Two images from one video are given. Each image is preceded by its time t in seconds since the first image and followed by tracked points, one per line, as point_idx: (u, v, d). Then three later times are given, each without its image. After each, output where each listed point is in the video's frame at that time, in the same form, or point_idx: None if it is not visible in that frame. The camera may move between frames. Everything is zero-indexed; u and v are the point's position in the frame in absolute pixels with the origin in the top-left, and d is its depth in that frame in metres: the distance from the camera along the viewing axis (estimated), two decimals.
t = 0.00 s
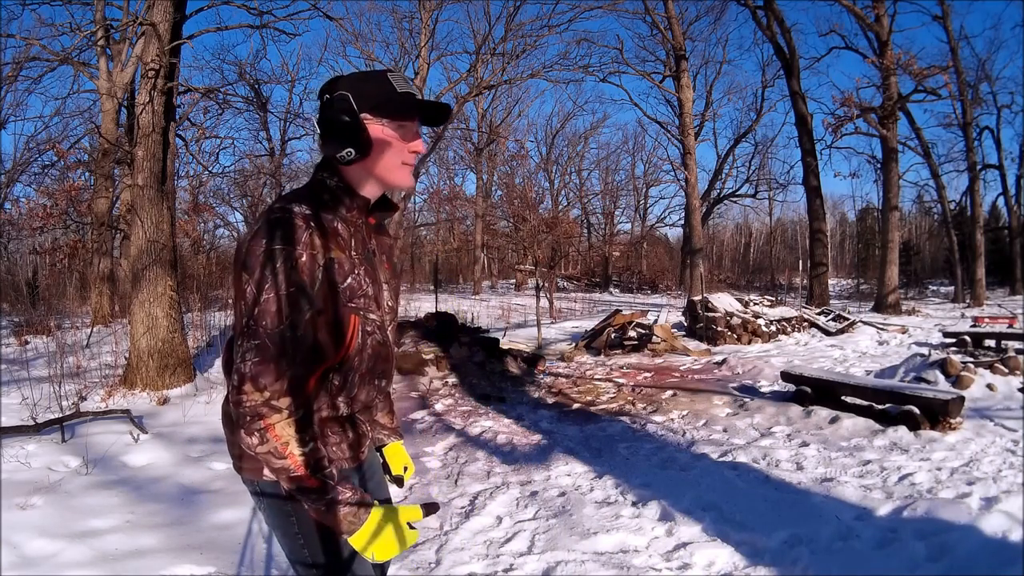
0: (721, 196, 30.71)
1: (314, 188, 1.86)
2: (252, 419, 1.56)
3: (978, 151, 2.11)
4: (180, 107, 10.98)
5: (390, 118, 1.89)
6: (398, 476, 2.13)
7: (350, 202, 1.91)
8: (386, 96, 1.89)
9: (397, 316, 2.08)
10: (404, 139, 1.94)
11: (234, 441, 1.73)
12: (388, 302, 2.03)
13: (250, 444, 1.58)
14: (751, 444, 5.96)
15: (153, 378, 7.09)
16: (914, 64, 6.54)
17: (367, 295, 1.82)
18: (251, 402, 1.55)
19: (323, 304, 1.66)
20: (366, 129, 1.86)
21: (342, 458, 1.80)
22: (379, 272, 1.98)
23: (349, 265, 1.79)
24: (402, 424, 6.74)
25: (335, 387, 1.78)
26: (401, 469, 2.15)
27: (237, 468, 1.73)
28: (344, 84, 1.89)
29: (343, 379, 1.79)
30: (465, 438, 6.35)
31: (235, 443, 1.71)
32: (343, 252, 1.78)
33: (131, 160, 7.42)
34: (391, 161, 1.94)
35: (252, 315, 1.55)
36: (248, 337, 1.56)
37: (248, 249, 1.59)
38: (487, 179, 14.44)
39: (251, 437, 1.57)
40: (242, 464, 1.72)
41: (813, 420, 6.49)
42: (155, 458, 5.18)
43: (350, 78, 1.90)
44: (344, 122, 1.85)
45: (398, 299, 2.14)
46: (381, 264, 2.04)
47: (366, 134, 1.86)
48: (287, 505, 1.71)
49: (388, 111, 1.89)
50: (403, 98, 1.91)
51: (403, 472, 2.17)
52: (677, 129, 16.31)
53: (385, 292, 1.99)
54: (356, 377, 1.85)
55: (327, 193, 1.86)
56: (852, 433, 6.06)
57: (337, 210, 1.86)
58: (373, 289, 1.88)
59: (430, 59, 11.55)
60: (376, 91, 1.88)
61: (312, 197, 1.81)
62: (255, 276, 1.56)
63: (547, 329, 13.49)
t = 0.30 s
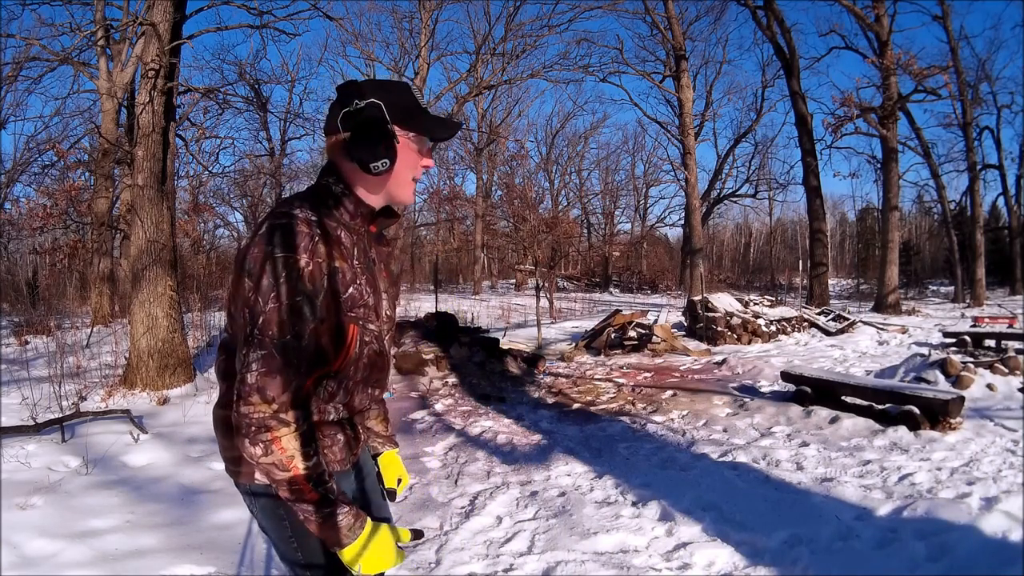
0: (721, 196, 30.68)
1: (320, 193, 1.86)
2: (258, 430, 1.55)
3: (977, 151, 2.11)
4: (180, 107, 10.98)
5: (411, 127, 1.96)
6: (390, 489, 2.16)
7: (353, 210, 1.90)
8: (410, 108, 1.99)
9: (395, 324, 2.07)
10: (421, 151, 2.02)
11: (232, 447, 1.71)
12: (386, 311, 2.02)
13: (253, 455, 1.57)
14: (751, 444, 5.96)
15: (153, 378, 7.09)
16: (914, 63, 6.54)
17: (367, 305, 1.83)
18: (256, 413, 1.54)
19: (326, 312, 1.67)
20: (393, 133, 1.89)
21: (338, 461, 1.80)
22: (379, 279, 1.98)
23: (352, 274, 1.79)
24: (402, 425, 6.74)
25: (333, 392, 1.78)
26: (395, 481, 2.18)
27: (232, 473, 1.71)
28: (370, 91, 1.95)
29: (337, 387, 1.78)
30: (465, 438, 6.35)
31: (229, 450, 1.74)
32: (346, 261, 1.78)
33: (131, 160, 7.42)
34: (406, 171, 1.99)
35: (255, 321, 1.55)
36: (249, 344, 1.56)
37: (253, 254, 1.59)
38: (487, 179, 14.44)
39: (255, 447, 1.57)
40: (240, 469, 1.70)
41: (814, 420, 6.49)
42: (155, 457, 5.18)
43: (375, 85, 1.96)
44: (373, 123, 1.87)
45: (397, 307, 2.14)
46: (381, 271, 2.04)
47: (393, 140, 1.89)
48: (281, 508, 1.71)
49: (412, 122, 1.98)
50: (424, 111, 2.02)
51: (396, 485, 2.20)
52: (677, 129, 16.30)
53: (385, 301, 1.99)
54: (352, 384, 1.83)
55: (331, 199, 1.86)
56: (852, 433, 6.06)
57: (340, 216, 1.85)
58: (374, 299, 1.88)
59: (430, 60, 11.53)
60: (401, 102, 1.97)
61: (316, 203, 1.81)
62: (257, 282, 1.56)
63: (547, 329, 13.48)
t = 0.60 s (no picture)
0: (721, 197, 30.64)
1: (304, 178, 1.83)
2: (233, 412, 1.54)
3: (978, 151, 2.10)
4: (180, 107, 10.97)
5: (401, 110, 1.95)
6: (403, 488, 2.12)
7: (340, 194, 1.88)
8: (397, 92, 1.97)
9: (390, 309, 2.07)
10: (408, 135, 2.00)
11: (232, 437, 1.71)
12: (380, 295, 2.01)
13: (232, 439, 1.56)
14: (751, 444, 5.96)
15: (153, 378, 7.09)
16: (915, 63, 6.55)
17: (355, 289, 1.83)
18: (226, 392, 1.53)
19: (314, 297, 1.67)
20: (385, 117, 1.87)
21: (338, 455, 1.78)
22: (371, 264, 1.98)
23: (339, 256, 1.79)
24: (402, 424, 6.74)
25: (329, 380, 1.77)
26: (409, 480, 2.14)
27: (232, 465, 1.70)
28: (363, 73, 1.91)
29: (334, 378, 1.78)
30: (465, 438, 6.35)
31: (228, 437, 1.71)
32: (332, 245, 1.78)
33: (131, 160, 7.42)
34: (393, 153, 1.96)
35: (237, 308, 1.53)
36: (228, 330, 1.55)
37: (239, 240, 1.58)
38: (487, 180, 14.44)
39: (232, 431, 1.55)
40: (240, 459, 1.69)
41: (813, 420, 6.49)
42: (155, 457, 5.18)
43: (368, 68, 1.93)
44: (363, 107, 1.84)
45: (395, 292, 2.13)
46: (375, 256, 2.04)
47: (386, 124, 1.86)
48: (279, 504, 1.69)
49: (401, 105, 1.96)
50: (412, 95, 2.01)
51: (411, 485, 2.15)
52: (677, 129, 16.30)
53: (377, 284, 1.98)
54: (349, 374, 1.83)
55: (314, 183, 1.84)
56: (852, 433, 6.06)
57: (326, 200, 1.84)
58: (362, 281, 1.87)
59: (430, 60, 11.53)
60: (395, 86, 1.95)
61: (300, 188, 1.80)
62: (244, 270, 1.54)
63: (547, 329, 13.48)
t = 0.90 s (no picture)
0: (721, 197, 30.63)
1: (299, 177, 1.82)
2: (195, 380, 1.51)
3: (978, 152, 2.10)
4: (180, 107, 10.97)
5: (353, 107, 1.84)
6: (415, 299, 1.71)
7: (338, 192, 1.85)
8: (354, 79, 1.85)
9: (394, 310, 2.18)
10: (368, 128, 1.86)
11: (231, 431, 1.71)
12: (384, 295, 2.13)
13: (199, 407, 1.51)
14: (751, 444, 5.96)
15: (153, 378, 7.09)
16: (914, 63, 6.56)
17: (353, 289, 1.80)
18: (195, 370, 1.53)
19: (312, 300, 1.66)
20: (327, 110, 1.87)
21: (339, 459, 1.76)
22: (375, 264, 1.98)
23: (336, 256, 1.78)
24: (402, 425, 6.73)
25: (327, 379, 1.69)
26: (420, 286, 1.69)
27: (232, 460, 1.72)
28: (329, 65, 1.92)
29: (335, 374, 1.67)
30: (465, 438, 6.35)
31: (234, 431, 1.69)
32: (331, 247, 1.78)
33: (131, 160, 7.42)
34: (351, 150, 1.86)
35: (227, 304, 1.53)
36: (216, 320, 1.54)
37: (237, 240, 1.57)
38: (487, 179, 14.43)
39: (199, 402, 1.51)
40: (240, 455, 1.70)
41: (813, 420, 6.49)
42: (155, 457, 5.17)
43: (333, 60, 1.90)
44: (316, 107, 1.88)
45: (399, 291, 2.21)
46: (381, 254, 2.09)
47: (321, 116, 1.87)
48: (281, 504, 1.70)
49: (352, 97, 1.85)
50: (366, 83, 1.85)
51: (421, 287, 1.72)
52: (677, 129, 16.29)
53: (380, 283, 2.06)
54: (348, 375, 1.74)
55: (310, 181, 1.82)
56: (852, 433, 6.05)
57: (326, 201, 1.82)
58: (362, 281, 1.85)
59: (430, 60, 11.51)
60: (350, 79, 1.84)
61: (297, 187, 1.78)
62: (241, 269, 1.55)
63: (547, 329, 13.49)
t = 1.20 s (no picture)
0: (721, 197, 30.60)
1: (300, 178, 1.84)
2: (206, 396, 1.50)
3: (978, 151, 2.09)
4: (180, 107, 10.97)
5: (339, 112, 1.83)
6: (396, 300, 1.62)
7: (336, 194, 1.86)
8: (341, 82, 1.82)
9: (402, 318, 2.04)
10: (359, 132, 1.84)
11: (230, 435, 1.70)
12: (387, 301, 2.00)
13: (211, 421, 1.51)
14: (751, 444, 5.96)
15: (153, 378, 7.10)
16: (914, 63, 6.57)
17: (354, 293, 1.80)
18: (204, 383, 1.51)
19: (309, 298, 1.67)
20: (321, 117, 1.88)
21: (337, 461, 1.75)
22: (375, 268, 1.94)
23: (335, 260, 1.78)
24: (402, 425, 6.73)
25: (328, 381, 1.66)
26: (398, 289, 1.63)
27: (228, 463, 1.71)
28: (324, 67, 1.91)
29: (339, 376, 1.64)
30: (465, 438, 6.35)
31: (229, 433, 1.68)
32: (329, 248, 1.78)
33: (131, 160, 7.42)
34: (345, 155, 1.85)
35: (227, 304, 1.51)
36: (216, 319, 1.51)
37: (237, 239, 1.57)
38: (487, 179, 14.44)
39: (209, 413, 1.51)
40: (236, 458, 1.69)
41: (813, 420, 6.49)
42: (155, 457, 5.18)
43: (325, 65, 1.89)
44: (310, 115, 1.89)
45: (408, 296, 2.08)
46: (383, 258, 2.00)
47: (315, 122, 1.88)
48: (278, 505, 1.69)
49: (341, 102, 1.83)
50: (353, 85, 1.81)
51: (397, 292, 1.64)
52: (677, 129, 16.32)
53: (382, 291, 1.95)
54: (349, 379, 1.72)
55: (310, 184, 1.84)
56: (852, 433, 6.05)
57: (324, 203, 1.83)
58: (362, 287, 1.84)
59: (429, 60, 11.52)
60: (334, 83, 1.82)
61: (296, 188, 1.80)
62: (240, 269, 1.54)
63: (547, 329, 13.49)
